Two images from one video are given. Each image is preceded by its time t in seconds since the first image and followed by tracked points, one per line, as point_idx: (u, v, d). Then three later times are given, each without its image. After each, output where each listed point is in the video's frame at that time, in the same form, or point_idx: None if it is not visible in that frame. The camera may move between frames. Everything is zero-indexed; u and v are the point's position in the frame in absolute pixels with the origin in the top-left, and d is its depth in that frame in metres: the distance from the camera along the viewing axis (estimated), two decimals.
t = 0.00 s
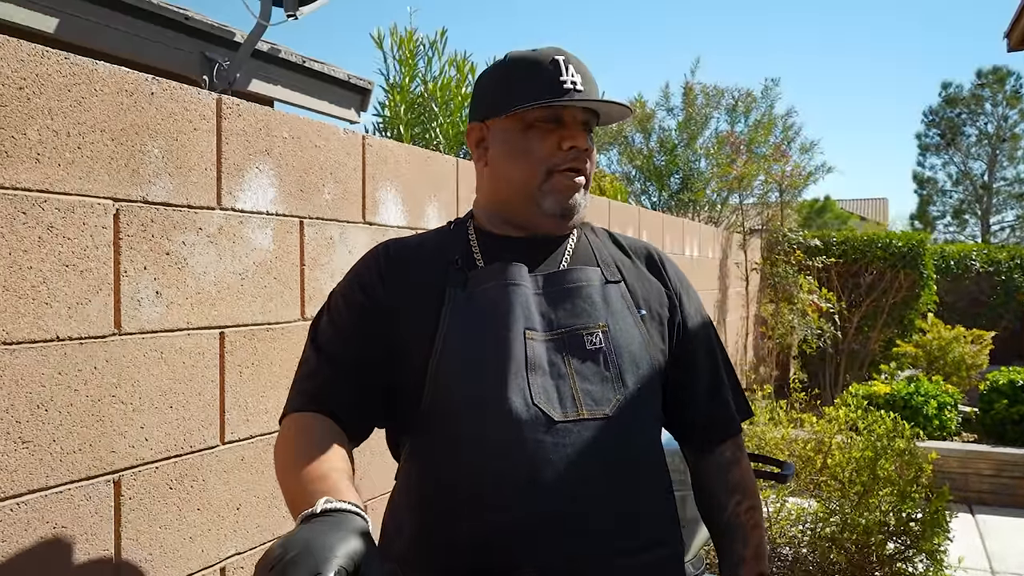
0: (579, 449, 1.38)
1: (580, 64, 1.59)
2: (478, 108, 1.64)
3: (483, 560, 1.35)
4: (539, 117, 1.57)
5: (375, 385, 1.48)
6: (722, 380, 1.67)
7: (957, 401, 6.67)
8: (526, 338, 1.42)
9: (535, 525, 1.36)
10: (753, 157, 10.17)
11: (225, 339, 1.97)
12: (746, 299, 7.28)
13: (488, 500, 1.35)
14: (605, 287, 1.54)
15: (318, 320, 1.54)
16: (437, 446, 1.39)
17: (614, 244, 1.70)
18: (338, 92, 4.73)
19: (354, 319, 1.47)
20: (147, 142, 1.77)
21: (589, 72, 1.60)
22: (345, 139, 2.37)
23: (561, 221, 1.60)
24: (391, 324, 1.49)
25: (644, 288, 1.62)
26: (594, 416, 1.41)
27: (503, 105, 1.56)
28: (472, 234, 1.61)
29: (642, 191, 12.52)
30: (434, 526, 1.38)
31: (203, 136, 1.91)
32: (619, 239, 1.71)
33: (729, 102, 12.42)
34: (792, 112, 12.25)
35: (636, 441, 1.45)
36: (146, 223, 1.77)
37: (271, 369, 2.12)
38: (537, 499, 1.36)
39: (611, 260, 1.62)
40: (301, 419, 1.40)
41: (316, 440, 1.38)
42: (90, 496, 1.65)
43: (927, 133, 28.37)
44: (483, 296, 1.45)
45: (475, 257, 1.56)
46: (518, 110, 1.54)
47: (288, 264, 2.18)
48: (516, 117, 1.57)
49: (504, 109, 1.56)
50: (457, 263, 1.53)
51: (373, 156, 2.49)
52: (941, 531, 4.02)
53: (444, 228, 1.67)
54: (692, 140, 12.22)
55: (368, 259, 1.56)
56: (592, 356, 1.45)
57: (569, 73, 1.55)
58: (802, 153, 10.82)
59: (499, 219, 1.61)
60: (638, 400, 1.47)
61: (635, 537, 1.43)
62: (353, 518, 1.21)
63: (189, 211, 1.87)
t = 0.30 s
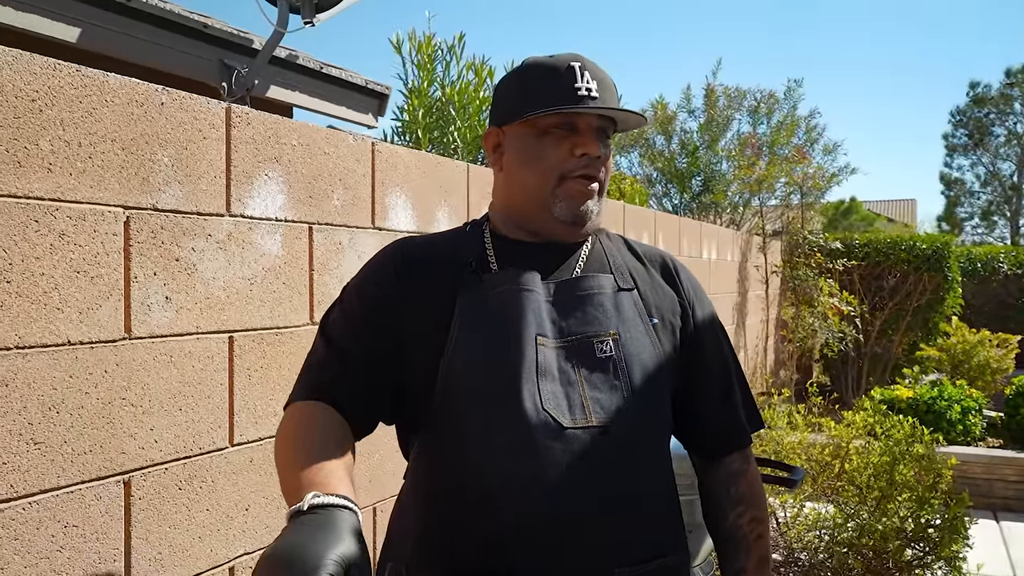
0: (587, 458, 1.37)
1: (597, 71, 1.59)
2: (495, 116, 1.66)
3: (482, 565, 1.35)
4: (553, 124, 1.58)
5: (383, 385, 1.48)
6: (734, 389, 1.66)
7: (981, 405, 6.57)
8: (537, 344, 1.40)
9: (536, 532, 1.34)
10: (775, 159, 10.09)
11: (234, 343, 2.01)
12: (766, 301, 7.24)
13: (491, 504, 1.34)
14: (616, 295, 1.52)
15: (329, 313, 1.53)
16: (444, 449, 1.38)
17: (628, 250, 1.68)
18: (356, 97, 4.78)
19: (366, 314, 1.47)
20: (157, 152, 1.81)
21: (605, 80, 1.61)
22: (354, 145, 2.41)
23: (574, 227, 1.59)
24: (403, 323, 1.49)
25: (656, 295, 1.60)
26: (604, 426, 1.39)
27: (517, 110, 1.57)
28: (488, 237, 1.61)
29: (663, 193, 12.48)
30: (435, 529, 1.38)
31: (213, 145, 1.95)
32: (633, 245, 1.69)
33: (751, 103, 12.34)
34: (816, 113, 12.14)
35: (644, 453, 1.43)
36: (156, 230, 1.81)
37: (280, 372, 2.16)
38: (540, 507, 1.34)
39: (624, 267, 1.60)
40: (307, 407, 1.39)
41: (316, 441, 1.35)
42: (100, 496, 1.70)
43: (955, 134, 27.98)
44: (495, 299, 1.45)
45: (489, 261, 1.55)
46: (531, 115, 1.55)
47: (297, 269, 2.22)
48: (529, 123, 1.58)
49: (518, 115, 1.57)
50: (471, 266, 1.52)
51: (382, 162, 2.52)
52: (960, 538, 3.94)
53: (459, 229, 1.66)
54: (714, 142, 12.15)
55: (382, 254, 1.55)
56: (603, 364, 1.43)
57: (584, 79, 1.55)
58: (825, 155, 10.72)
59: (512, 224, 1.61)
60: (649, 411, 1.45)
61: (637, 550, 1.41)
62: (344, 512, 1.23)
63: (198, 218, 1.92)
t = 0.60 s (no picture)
0: (589, 461, 1.34)
1: (592, 66, 1.55)
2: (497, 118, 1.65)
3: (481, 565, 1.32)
4: (543, 121, 1.55)
5: (381, 383, 1.44)
6: (744, 389, 1.60)
7: (993, 407, 6.52)
8: (539, 344, 1.37)
9: (536, 534, 1.32)
10: (788, 159, 10.06)
11: (233, 343, 2.05)
12: (776, 302, 7.23)
13: (491, 504, 1.32)
14: (620, 295, 1.49)
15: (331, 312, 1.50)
16: (445, 448, 1.36)
17: (634, 250, 1.64)
18: (365, 100, 4.82)
19: (368, 312, 1.44)
20: (157, 156, 1.85)
21: (602, 74, 1.56)
22: (354, 148, 2.44)
23: (565, 225, 1.54)
24: (404, 321, 1.46)
25: (662, 295, 1.56)
26: (607, 427, 1.36)
27: (508, 108, 1.57)
28: (490, 237, 1.58)
29: (676, 194, 12.46)
30: (434, 528, 1.36)
31: (212, 149, 1.99)
32: (638, 245, 1.65)
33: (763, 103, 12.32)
34: (829, 113, 12.09)
35: (648, 457, 1.40)
36: (156, 232, 1.85)
37: (279, 371, 2.20)
38: (541, 508, 1.32)
39: (628, 266, 1.57)
40: (305, 403, 1.36)
41: (306, 438, 1.32)
42: (100, 493, 1.73)
43: (971, 133, 27.75)
44: (498, 298, 1.42)
45: (491, 260, 1.52)
46: (518, 112, 1.54)
47: (297, 270, 2.25)
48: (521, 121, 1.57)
49: (511, 114, 1.57)
50: (474, 265, 1.50)
51: (383, 165, 2.55)
52: (967, 540, 3.95)
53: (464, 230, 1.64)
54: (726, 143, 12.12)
55: (385, 251, 1.52)
56: (605, 365, 1.40)
57: (573, 75, 1.51)
58: (838, 155, 10.67)
59: (505, 222, 1.59)
60: (653, 414, 1.42)
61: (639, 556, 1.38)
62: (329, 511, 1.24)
63: (198, 220, 1.95)
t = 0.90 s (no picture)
0: (590, 461, 1.33)
1: (584, 61, 1.55)
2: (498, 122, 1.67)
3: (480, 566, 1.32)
4: (537, 118, 1.56)
5: (380, 384, 1.46)
6: (753, 392, 1.56)
7: (999, 408, 6.50)
8: (542, 345, 1.37)
9: (536, 535, 1.31)
10: (794, 159, 10.04)
11: (229, 342, 2.07)
12: (781, 302, 7.22)
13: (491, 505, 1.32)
14: (625, 295, 1.47)
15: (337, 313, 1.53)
16: (446, 449, 1.37)
17: (643, 249, 1.61)
18: (368, 101, 4.83)
19: (371, 312, 1.46)
20: (152, 157, 1.87)
21: (597, 68, 1.56)
22: (350, 149, 2.46)
23: (564, 219, 1.53)
24: (407, 322, 1.48)
25: (670, 295, 1.53)
26: (610, 429, 1.34)
27: (505, 109, 1.58)
28: (495, 237, 1.58)
29: (681, 194, 12.45)
30: (437, 529, 1.36)
31: (208, 150, 2.01)
32: (647, 245, 1.62)
33: (769, 104, 12.31)
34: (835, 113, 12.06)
35: (651, 459, 1.38)
36: (152, 232, 1.87)
37: (275, 370, 2.22)
38: (540, 510, 1.31)
39: (635, 266, 1.55)
40: (303, 401, 1.38)
41: (303, 436, 1.34)
42: (96, 489, 1.76)
43: (980, 133, 27.63)
44: (500, 300, 1.42)
45: (495, 260, 1.53)
46: (512, 111, 1.55)
47: (293, 270, 2.27)
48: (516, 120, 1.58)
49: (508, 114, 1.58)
50: (477, 266, 1.50)
51: (379, 166, 2.57)
52: (967, 540, 3.96)
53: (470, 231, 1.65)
54: (732, 143, 12.11)
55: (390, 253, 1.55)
56: (608, 366, 1.39)
57: (565, 71, 1.52)
58: (844, 155, 10.65)
59: (507, 218, 1.60)
60: (656, 414, 1.40)
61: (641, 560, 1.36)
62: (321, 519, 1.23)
63: (194, 221, 1.97)
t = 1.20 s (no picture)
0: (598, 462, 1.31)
1: (560, 56, 1.53)
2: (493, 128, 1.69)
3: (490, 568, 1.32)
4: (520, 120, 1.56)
5: (392, 389, 1.48)
6: (778, 383, 1.51)
7: (1004, 408, 6.46)
8: (551, 346, 1.37)
9: (547, 536, 1.30)
10: (799, 158, 10.01)
11: (224, 341, 2.08)
12: (785, 302, 7.20)
13: (500, 507, 1.32)
14: (637, 296, 1.46)
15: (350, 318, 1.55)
16: (456, 452, 1.38)
17: (655, 249, 1.60)
18: (371, 101, 4.84)
19: (382, 317, 1.49)
20: (147, 157, 1.88)
21: (573, 60, 1.54)
22: (347, 149, 2.47)
23: (562, 216, 1.53)
24: (419, 327, 1.49)
25: (683, 295, 1.51)
26: (621, 429, 1.33)
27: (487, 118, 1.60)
28: (505, 240, 1.59)
29: (687, 194, 12.42)
30: (450, 531, 1.37)
31: (203, 150, 2.02)
32: (660, 245, 1.60)
33: (775, 103, 12.29)
34: (841, 112, 12.03)
35: (663, 459, 1.35)
36: (147, 232, 1.88)
37: (270, 369, 2.23)
38: (547, 511, 1.30)
39: (647, 266, 1.53)
40: (313, 401, 1.40)
41: (310, 437, 1.35)
42: (90, 487, 1.77)
43: (988, 133, 27.52)
44: (509, 302, 1.43)
45: (504, 261, 1.54)
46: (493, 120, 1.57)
47: (289, 270, 2.28)
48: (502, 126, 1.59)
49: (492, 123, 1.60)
50: (486, 267, 1.52)
51: (377, 166, 2.58)
52: (969, 540, 3.93)
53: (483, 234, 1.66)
54: (737, 143, 12.09)
55: (402, 258, 1.58)
56: (617, 366, 1.37)
57: (537, 71, 1.51)
58: (850, 155, 10.61)
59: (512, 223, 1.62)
60: (668, 414, 1.38)
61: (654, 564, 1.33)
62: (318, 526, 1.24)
63: (189, 221, 1.99)
